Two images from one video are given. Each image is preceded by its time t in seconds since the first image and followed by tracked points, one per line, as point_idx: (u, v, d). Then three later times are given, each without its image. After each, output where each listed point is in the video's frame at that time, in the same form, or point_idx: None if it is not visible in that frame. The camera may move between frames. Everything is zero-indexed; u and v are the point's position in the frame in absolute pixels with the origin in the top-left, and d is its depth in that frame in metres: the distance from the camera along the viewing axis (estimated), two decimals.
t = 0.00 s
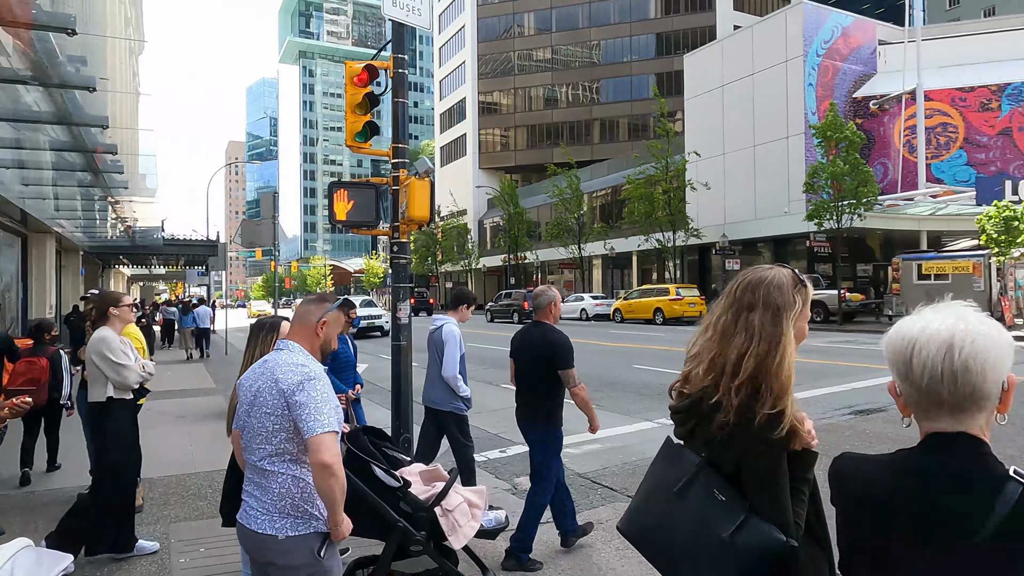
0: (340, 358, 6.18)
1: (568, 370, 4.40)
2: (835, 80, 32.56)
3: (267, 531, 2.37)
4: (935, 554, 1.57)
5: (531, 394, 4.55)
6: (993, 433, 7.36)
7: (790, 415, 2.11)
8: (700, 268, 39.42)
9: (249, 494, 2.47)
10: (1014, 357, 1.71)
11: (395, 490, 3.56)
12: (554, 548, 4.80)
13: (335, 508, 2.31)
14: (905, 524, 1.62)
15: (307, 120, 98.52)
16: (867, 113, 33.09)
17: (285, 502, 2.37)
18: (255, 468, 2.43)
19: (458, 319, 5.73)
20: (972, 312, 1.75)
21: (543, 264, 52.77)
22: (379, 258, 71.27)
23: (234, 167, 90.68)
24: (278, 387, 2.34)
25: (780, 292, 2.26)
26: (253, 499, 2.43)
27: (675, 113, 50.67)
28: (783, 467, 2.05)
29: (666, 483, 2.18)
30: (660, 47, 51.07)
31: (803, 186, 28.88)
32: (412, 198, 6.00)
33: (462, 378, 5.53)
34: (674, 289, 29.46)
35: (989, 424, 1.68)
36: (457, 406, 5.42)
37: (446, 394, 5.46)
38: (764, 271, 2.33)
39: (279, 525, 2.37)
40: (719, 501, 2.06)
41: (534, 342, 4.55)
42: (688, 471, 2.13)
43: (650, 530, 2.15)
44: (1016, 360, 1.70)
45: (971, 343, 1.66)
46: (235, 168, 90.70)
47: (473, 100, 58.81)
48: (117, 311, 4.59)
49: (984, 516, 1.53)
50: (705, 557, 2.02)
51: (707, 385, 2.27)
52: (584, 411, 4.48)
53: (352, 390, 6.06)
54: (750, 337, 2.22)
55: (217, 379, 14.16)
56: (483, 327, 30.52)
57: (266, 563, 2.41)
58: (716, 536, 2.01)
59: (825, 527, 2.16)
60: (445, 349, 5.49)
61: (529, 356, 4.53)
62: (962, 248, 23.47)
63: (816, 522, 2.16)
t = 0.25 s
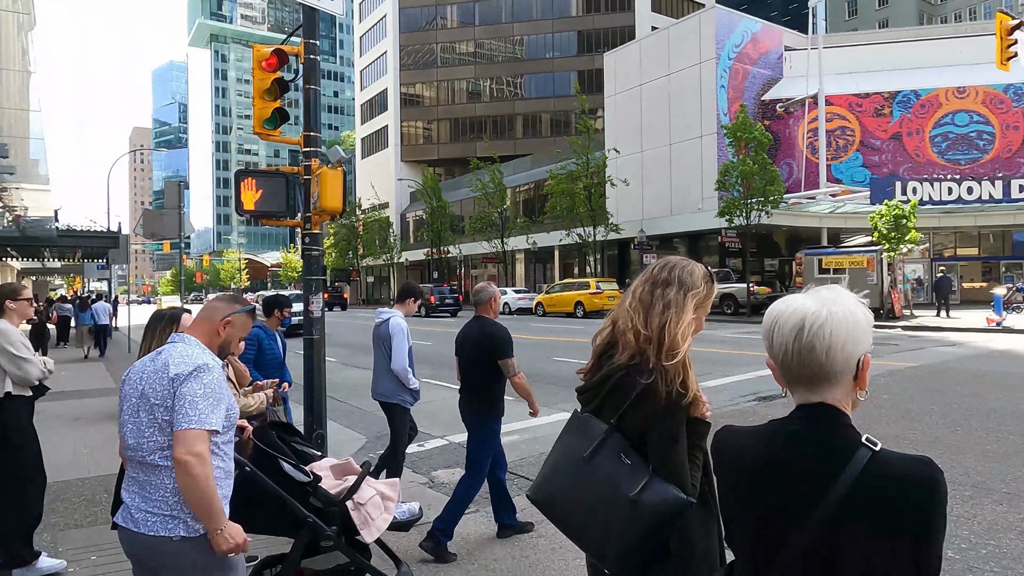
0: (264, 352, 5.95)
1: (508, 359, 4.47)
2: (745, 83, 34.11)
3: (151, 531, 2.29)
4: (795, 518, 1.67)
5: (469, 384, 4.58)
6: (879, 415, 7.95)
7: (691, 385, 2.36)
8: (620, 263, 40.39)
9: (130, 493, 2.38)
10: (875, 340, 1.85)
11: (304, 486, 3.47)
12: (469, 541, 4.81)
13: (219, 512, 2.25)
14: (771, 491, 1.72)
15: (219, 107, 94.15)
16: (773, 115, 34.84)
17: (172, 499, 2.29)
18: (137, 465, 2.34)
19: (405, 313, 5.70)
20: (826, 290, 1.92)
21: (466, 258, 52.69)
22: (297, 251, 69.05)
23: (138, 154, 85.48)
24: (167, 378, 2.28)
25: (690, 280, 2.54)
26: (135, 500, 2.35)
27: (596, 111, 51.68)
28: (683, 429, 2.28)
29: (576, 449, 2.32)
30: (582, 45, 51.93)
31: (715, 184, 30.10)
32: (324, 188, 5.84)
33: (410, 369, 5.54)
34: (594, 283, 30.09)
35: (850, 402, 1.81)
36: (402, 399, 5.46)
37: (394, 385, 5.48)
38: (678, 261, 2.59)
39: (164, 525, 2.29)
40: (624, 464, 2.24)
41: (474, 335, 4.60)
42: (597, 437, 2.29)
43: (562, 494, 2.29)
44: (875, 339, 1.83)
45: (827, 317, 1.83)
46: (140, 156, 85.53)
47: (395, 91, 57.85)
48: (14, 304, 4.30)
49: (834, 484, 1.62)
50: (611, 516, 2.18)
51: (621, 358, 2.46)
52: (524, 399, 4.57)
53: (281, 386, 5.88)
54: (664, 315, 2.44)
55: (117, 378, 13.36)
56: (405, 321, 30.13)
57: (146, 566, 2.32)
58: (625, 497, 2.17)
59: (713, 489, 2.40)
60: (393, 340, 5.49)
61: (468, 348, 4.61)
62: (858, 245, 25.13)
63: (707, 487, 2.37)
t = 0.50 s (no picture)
0: (206, 345, 5.65)
1: (448, 342, 4.55)
2: (667, 84, 35.13)
3: (32, 532, 2.20)
4: (688, 481, 1.75)
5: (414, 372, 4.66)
6: (786, 402, 8.36)
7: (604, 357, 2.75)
8: (548, 260, 40.85)
9: (13, 490, 2.27)
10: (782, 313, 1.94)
11: (217, 481, 3.31)
12: (387, 536, 4.75)
13: (97, 516, 2.15)
14: (670, 455, 1.80)
15: (130, 92, 89.05)
16: (694, 116, 36.03)
17: (55, 498, 2.20)
18: (23, 457, 2.23)
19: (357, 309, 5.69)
20: (734, 266, 1.97)
21: (394, 254, 52.01)
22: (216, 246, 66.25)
23: (39, 141, 79.84)
24: (66, 367, 2.19)
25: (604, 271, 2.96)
26: (16, 496, 2.25)
27: (524, 108, 52.06)
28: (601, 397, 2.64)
29: (506, 415, 2.53)
30: (511, 42, 52.15)
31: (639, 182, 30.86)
32: (236, 176, 5.62)
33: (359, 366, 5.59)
34: (522, 279, 30.31)
35: (754, 374, 1.87)
36: (350, 396, 5.45)
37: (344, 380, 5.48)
38: (593, 255, 3.01)
39: (46, 525, 2.19)
40: (549, 427, 2.48)
41: (418, 322, 4.66)
42: (524, 404, 2.53)
43: (490, 456, 2.46)
44: (779, 314, 1.93)
45: (733, 290, 1.89)
46: (41, 143, 79.92)
47: (319, 82, 56.31)
48: None
49: (722, 448, 1.70)
50: (535, 478, 2.40)
51: (546, 335, 2.87)
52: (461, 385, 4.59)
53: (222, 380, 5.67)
54: (582, 299, 2.87)
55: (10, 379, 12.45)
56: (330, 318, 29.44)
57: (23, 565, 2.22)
58: (544, 456, 2.41)
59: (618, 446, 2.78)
60: (344, 336, 5.53)
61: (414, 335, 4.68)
62: (772, 242, 26.36)
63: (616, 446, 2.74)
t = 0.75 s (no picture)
0: (137, 341, 5.27)
1: (390, 334, 4.47)
2: (599, 83, 35.65)
3: None
4: (586, 453, 1.83)
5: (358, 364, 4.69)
6: (704, 393, 8.60)
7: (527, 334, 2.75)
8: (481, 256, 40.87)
9: None
10: (711, 315, 2.19)
11: (123, 481, 3.14)
12: (300, 537, 4.61)
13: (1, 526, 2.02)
14: (572, 427, 1.88)
15: (37, 77, 83.59)
16: (624, 115, 36.62)
17: None
18: None
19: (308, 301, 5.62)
20: (677, 266, 2.22)
21: (325, 250, 50.87)
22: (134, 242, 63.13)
23: None
24: None
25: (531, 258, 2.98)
26: None
27: (458, 104, 51.89)
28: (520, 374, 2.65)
29: (426, 384, 2.56)
30: (445, 37, 51.87)
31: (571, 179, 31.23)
32: (138, 163, 5.33)
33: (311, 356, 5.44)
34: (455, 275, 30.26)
35: (682, 363, 2.14)
36: (304, 385, 5.35)
37: (294, 370, 5.37)
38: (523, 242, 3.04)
39: None
40: (464, 397, 2.51)
41: (366, 316, 4.59)
42: (445, 374, 2.57)
43: (409, 418, 2.50)
44: (706, 316, 2.17)
45: (672, 284, 2.14)
46: None
47: (245, 72, 54.39)
48: None
49: (620, 418, 1.78)
50: (448, 445, 2.44)
51: (470, 316, 2.85)
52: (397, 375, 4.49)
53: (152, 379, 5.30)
54: (504, 281, 2.87)
55: None
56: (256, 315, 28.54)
57: None
58: (455, 421, 2.46)
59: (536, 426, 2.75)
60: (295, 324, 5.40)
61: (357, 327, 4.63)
62: (698, 239, 27.18)
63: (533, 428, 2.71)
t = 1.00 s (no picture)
0: (59, 344, 4.90)
1: (344, 333, 5.00)
2: (533, 83, 35.84)
3: None
4: (483, 437, 1.79)
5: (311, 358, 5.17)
6: (627, 389, 8.72)
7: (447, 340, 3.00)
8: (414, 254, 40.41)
9: None
10: (612, 316, 2.20)
11: (25, 489, 2.99)
12: (201, 546, 4.37)
13: None
14: (466, 411, 1.83)
15: None
16: (558, 116, 36.91)
17: None
18: None
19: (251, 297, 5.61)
20: (582, 267, 2.22)
21: (252, 247, 49.26)
22: (41, 236, 59.27)
23: None
24: None
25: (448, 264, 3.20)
26: None
27: (392, 100, 51.13)
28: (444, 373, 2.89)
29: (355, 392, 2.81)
30: (379, 31, 50.98)
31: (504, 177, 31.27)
32: (23, 149, 4.94)
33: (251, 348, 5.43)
34: (387, 273, 29.86)
35: (581, 359, 2.13)
36: (249, 376, 5.37)
37: (237, 364, 5.35)
38: (442, 250, 3.25)
39: None
40: (391, 406, 2.76)
41: (319, 311, 5.08)
42: (372, 384, 2.82)
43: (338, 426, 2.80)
44: (609, 311, 2.21)
45: (577, 283, 2.16)
46: None
47: (167, 60, 51.89)
48: None
49: (515, 404, 1.77)
50: (376, 446, 2.73)
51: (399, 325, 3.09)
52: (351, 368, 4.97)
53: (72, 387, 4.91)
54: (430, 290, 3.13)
55: None
56: (175, 314, 27.25)
57: None
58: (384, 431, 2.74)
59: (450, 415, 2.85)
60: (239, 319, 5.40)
61: (311, 325, 5.08)
62: (628, 239, 27.71)
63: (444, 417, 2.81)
